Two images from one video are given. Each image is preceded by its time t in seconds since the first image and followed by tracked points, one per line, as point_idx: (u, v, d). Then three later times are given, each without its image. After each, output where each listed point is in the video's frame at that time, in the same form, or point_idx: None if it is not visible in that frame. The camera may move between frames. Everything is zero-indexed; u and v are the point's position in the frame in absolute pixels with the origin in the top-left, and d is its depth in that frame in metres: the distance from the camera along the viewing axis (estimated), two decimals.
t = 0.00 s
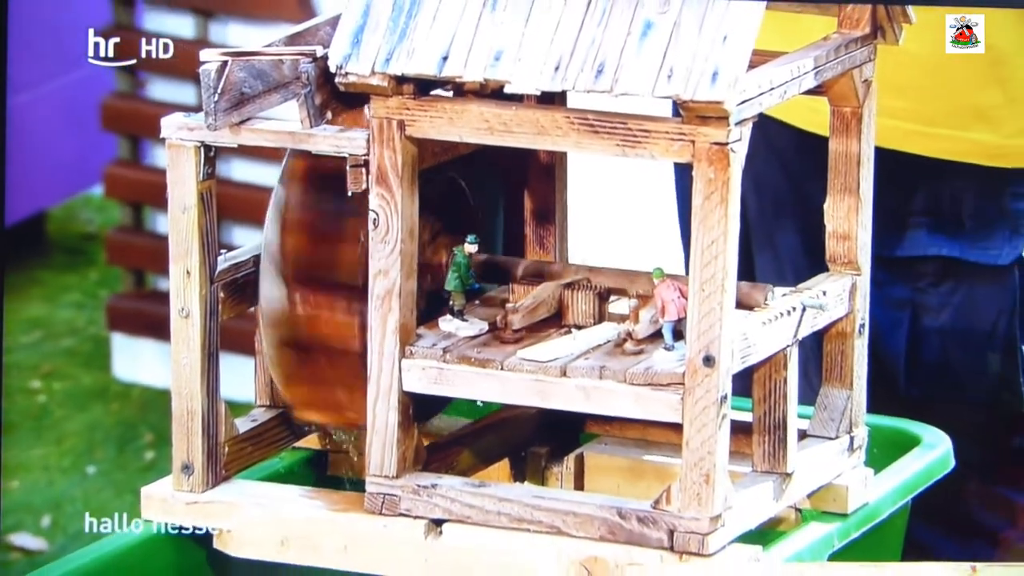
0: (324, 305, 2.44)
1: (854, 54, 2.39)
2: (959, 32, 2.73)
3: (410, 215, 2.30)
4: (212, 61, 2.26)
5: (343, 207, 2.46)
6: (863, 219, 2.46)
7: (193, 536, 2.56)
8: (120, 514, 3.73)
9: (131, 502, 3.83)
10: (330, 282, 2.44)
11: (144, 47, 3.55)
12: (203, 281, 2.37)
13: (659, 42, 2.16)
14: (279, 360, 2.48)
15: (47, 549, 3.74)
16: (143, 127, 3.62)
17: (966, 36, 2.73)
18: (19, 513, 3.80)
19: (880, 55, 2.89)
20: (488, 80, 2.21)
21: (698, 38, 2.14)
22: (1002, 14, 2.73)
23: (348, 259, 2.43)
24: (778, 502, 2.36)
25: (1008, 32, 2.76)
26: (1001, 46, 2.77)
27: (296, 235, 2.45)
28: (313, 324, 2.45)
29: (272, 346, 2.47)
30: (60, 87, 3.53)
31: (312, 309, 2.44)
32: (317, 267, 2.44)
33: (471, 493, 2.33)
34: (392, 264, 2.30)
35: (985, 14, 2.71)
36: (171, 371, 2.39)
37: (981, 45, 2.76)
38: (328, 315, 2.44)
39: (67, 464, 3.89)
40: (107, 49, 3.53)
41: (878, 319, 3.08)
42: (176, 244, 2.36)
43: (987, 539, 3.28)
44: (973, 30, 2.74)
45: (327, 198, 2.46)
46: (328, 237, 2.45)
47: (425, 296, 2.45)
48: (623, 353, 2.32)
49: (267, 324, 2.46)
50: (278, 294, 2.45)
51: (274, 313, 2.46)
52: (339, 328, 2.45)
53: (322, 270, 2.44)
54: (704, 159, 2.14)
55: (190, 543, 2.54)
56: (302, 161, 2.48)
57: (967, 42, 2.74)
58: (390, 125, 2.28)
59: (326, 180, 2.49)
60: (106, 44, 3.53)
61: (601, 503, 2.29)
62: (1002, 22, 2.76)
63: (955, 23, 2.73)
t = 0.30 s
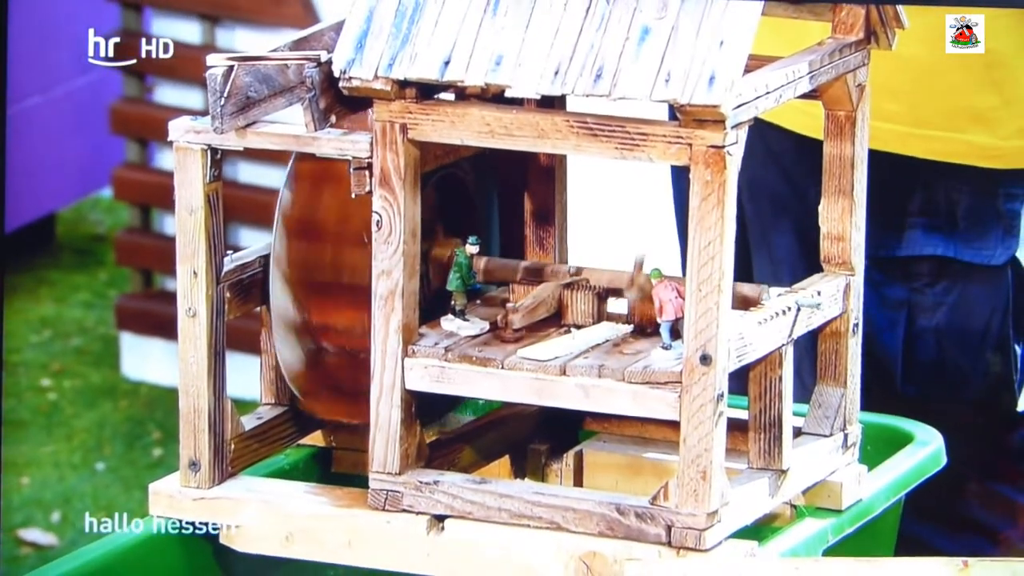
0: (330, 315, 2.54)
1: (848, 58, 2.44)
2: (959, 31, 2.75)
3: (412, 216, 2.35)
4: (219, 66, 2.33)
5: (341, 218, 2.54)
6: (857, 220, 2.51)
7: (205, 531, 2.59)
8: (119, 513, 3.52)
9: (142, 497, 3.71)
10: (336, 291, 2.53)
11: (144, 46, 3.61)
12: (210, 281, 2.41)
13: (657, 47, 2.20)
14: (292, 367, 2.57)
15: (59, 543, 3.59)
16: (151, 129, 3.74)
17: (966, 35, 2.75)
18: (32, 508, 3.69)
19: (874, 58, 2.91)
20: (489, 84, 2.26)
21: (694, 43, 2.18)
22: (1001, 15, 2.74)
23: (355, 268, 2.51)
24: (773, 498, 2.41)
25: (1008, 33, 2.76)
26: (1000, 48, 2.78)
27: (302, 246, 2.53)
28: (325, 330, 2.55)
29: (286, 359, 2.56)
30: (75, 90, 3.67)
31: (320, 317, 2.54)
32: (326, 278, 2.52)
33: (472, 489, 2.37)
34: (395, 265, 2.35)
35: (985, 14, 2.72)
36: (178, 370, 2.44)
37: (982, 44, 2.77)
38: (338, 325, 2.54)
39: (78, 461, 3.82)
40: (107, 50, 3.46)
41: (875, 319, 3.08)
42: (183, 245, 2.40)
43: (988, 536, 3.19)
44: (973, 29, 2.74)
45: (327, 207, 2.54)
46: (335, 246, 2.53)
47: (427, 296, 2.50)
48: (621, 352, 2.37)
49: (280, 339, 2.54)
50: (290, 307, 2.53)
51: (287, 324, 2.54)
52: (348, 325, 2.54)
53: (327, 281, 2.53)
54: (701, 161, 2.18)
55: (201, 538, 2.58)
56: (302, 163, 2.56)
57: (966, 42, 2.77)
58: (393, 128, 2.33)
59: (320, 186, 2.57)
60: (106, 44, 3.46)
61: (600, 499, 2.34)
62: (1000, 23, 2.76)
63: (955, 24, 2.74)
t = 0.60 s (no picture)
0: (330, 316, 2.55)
1: (845, 61, 2.46)
2: (959, 32, 2.72)
3: (414, 217, 2.37)
4: (222, 68, 2.35)
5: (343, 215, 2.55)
6: (853, 221, 2.54)
7: (206, 530, 2.61)
8: (119, 512, 3.53)
9: (146, 495, 3.83)
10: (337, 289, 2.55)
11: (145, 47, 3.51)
12: (213, 282, 2.43)
13: (655, 50, 2.23)
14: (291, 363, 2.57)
15: (63, 541, 3.62)
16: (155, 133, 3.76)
17: (967, 35, 2.72)
18: (38, 505, 3.71)
19: (872, 61, 2.87)
20: (489, 87, 2.28)
21: (693, 46, 2.21)
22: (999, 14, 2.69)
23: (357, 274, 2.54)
24: (771, 496, 2.44)
25: (1011, 32, 2.72)
26: (1002, 49, 2.74)
27: (302, 246, 2.52)
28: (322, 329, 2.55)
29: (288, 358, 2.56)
30: (78, 92, 3.47)
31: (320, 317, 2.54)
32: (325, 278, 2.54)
33: (472, 487, 2.40)
34: (396, 266, 2.37)
35: (985, 14, 2.69)
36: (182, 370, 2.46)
37: (981, 45, 2.74)
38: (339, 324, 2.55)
39: (83, 458, 3.87)
40: (107, 49, 3.35)
41: (877, 319, 3.03)
42: (187, 245, 2.43)
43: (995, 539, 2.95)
44: (972, 31, 2.73)
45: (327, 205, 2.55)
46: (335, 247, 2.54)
47: (428, 296, 2.53)
48: (621, 351, 2.40)
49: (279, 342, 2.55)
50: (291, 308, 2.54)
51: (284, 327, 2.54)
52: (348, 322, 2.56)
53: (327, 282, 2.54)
54: (699, 163, 2.21)
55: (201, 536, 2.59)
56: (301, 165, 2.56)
57: (967, 42, 2.73)
58: (394, 130, 2.35)
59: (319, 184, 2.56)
60: (106, 45, 3.35)
61: (599, 497, 2.36)
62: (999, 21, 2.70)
63: (954, 24, 2.72)
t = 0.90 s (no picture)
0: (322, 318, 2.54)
1: (838, 62, 2.47)
2: (959, 31, 2.65)
3: (408, 217, 2.38)
4: (217, 68, 2.36)
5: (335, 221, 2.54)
6: (847, 222, 2.54)
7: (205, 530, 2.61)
8: (117, 513, 3.48)
9: (142, 495, 3.79)
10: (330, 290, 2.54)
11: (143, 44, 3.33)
12: (208, 282, 2.44)
13: (649, 51, 2.24)
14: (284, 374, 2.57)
15: (60, 541, 3.62)
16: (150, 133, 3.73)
17: (967, 35, 2.64)
18: (35, 506, 3.70)
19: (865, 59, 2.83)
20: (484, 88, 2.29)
21: (686, 47, 2.22)
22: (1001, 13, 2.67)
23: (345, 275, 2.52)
24: (765, 495, 2.45)
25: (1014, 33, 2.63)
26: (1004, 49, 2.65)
27: (294, 247, 2.54)
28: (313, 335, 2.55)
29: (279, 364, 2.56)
30: (78, 92, 3.45)
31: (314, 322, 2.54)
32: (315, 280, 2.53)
33: (467, 487, 2.41)
34: (390, 266, 2.38)
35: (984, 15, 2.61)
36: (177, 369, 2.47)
37: (980, 44, 2.66)
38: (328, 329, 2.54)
39: (78, 458, 3.86)
40: (107, 49, 3.23)
41: (870, 318, 3.02)
42: (182, 246, 2.44)
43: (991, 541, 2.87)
44: (973, 29, 2.65)
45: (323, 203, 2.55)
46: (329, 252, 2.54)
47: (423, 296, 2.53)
48: (615, 352, 2.41)
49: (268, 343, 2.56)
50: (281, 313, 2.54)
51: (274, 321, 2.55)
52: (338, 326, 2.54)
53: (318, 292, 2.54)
54: (693, 164, 2.22)
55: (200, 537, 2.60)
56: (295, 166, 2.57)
57: (967, 42, 2.66)
58: (389, 131, 2.36)
59: (318, 178, 2.59)
60: (106, 44, 3.22)
61: (594, 496, 2.37)
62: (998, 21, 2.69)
63: (955, 24, 2.64)
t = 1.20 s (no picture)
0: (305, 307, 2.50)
1: (818, 62, 2.47)
2: (959, 32, 2.52)
3: (388, 218, 2.38)
4: (196, 69, 2.36)
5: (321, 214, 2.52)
6: (826, 222, 2.56)
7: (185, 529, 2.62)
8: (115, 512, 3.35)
9: (124, 494, 3.57)
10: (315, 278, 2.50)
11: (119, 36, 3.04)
12: (188, 283, 2.45)
13: (629, 52, 2.24)
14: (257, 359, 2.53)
15: (39, 541, 3.45)
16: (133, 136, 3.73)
17: (966, 36, 2.52)
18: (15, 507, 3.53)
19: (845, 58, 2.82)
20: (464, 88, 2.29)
21: (665, 48, 2.22)
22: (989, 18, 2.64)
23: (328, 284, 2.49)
24: (745, 495, 2.45)
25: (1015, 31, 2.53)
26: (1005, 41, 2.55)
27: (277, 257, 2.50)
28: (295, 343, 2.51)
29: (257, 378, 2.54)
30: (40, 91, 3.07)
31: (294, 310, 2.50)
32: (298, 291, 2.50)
33: (447, 487, 2.41)
34: (370, 266, 2.38)
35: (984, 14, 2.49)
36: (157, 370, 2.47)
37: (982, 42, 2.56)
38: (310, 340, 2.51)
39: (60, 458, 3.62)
40: (107, 49, 3.07)
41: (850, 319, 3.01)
42: (162, 247, 2.44)
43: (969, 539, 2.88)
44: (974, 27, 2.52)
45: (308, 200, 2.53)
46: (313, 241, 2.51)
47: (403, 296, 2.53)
48: (595, 351, 2.41)
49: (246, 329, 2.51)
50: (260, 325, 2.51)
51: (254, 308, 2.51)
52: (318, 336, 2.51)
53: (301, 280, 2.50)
54: (673, 164, 2.22)
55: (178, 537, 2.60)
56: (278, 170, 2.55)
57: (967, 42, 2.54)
58: (369, 132, 2.36)
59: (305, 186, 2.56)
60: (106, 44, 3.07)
61: (574, 496, 2.37)
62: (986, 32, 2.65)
63: (955, 24, 2.51)
